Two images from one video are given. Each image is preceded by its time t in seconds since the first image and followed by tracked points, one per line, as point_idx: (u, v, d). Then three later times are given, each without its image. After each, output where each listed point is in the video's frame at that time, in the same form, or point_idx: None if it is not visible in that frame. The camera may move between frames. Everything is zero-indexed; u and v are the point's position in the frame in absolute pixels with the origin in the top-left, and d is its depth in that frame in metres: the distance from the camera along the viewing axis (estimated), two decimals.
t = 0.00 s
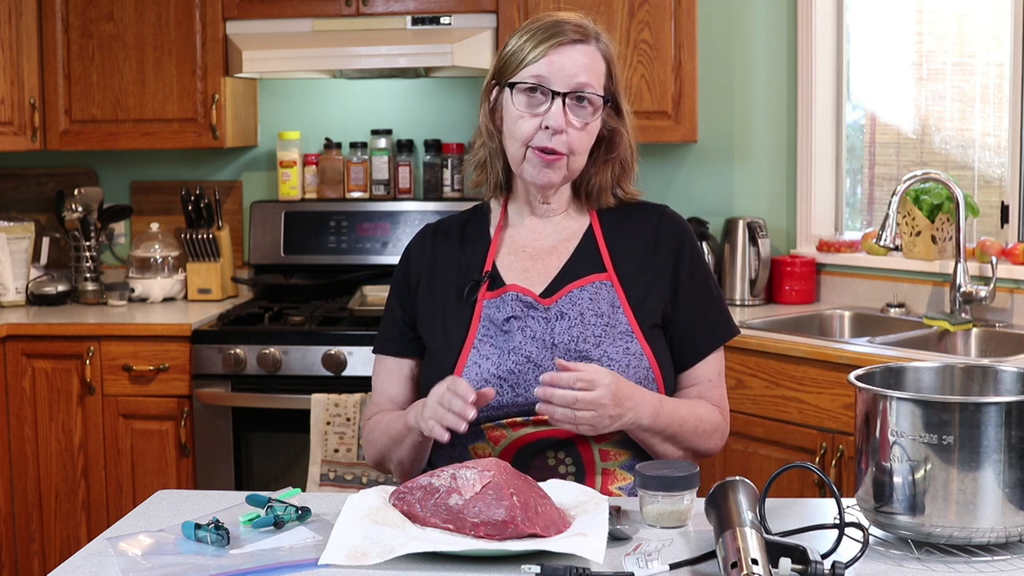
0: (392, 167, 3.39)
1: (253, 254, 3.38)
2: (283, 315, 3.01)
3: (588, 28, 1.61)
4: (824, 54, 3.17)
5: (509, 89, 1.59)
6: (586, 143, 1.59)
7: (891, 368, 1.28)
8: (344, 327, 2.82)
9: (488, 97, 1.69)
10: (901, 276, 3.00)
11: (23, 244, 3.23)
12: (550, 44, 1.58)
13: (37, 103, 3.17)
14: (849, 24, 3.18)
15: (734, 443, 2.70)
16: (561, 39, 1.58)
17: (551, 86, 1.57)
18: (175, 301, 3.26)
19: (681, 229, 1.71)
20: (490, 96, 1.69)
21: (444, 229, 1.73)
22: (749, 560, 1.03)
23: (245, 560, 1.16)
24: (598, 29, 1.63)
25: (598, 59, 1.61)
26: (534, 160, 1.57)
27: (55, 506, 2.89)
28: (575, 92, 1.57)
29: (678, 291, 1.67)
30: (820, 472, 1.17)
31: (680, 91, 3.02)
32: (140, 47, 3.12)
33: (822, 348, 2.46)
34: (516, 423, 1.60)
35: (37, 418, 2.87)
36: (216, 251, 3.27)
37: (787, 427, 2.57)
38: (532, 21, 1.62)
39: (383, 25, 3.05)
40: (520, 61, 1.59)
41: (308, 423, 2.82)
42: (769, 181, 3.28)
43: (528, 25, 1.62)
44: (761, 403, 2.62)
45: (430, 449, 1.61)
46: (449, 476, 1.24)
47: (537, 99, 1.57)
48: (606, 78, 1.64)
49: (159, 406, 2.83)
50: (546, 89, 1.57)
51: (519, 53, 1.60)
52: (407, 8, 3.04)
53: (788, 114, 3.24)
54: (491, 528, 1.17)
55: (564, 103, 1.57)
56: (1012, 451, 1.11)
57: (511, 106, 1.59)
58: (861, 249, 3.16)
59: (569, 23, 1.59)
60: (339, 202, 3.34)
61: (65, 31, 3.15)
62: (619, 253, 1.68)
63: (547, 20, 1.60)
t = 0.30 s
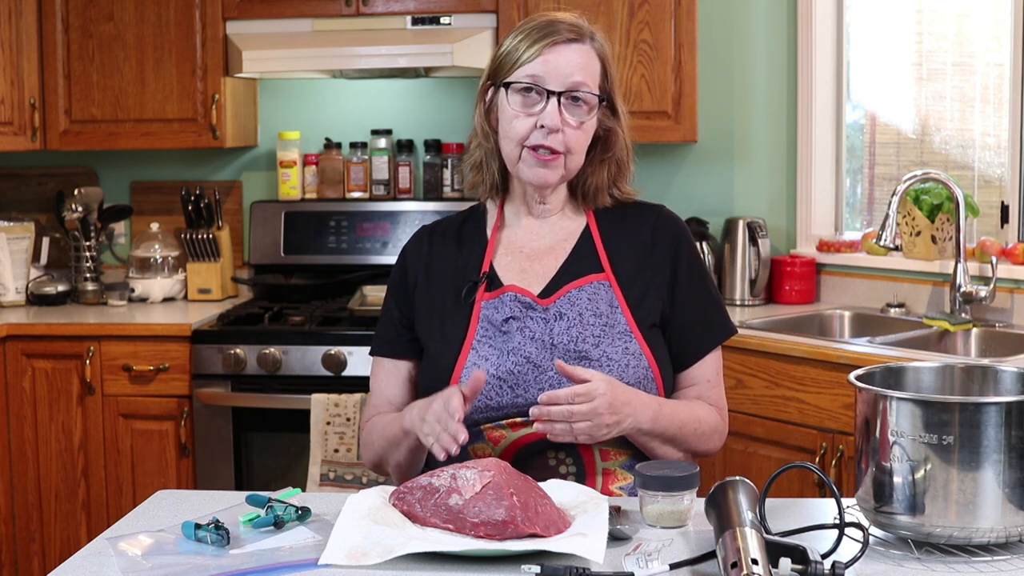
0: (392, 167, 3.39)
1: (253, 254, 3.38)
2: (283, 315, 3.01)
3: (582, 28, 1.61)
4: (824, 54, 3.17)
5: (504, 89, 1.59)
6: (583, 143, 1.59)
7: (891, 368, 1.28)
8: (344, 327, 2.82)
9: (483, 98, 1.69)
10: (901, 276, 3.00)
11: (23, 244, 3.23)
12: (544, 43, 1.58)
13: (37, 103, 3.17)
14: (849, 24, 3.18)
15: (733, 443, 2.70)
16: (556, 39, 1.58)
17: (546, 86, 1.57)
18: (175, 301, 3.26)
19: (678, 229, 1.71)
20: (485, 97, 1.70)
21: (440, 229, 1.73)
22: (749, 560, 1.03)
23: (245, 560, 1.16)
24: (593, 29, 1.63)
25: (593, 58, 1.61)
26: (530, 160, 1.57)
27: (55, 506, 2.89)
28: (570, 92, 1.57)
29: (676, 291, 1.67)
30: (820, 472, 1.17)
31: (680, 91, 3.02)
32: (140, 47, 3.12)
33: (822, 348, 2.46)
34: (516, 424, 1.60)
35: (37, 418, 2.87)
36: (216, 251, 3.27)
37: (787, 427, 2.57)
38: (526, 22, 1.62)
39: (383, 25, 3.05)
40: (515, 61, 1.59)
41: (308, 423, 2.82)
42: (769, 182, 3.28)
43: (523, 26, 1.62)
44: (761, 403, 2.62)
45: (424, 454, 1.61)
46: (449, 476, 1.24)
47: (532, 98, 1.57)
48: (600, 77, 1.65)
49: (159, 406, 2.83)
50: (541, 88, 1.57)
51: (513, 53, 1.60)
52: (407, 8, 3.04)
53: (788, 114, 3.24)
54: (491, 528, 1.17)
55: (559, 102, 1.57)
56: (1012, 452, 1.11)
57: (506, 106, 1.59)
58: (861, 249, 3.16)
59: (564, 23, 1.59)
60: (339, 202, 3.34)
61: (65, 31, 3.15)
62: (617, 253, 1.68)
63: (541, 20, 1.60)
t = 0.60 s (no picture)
0: (392, 167, 3.39)
1: (253, 254, 3.38)
2: (283, 315, 3.01)
3: (584, 28, 1.61)
4: (824, 54, 3.17)
5: (505, 88, 1.59)
6: (584, 144, 1.59)
7: (891, 368, 1.28)
8: (344, 327, 2.82)
9: (485, 97, 1.69)
10: (901, 276, 3.00)
11: (23, 244, 3.23)
12: (546, 44, 1.58)
13: (38, 103, 3.17)
14: (849, 24, 3.18)
15: (733, 443, 2.70)
16: (558, 39, 1.58)
17: (547, 87, 1.57)
18: (175, 301, 3.26)
19: (680, 230, 1.71)
20: (488, 96, 1.70)
21: (442, 228, 1.73)
22: (749, 560, 1.03)
23: (245, 560, 1.16)
24: (595, 29, 1.63)
25: (595, 59, 1.61)
26: (531, 161, 1.57)
27: (55, 506, 2.89)
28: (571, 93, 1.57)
29: (677, 291, 1.67)
30: (820, 472, 1.17)
31: (680, 91, 3.02)
32: (140, 47, 3.12)
33: (822, 348, 2.47)
34: (516, 423, 1.60)
35: (37, 418, 2.87)
36: (216, 251, 3.27)
37: (787, 427, 2.57)
38: (528, 21, 1.62)
39: (383, 25, 3.05)
40: (517, 61, 1.59)
41: (308, 423, 2.82)
42: (769, 181, 3.28)
43: (525, 25, 1.62)
44: (761, 403, 2.62)
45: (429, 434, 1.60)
46: (449, 476, 1.24)
47: (533, 99, 1.57)
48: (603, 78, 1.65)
49: (159, 406, 2.83)
50: (543, 89, 1.57)
51: (516, 53, 1.60)
52: (407, 8, 3.04)
53: (788, 114, 3.24)
54: (491, 528, 1.17)
55: (560, 103, 1.57)
56: (1012, 451, 1.11)
57: (507, 106, 1.59)
58: (861, 250, 3.16)
59: (566, 23, 1.60)
60: (339, 202, 3.34)
61: (65, 31, 3.15)
62: (618, 253, 1.68)
63: (544, 20, 1.60)
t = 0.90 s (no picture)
0: (392, 167, 3.39)
1: (253, 254, 3.38)
2: (283, 315, 3.01)
3: (593, 29, 1.61)
4: (824, 54, 3.17)
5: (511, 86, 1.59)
6: (587, 144, 1.59)
7: (891, 368, 1.28)
8: (344, 327, 2.82)
9: (490, 95, 1.69)
10: (900, 276, 3.00)
11: (24, 244, 3.23)
12: (554, 43, 1.58)
13: (37, 103, 3.17)
14: (849, 24, 3.18)
15: (733, 443, 2.70)
16: (565, 39, 1.58)
17: (554, 85, 1.57)
18: (175, 301, 3.26)
19: (681, 230, 1.71)
20: (492, 94, 1.69)
21: (444, 227, 1.73)
22: (749, 560, 1.03)
23: (245, 560, 1.16)
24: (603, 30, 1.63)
25: (602, 60, 1.61)
26: (533, 160, 1.57)
27: (54, 506, 2.89)
28: (577, 93, 1.57)
29: (678, 293, 1.67)
30: (820, 472, 1.17)
31: (680, 91, 3.02)
32: (140, 47, 3.12)
33: (822, 348, 2.47)
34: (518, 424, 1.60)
35: (37, 418, 2.87)
36: (216, 251, 3.27)
37: (787, 427, 2.57)
38: (536, 21, 1.61)
39: (383, 25, 3.05)
40: (524, 60, 1.59)
41: (308, 423, 2.82)
42: (769, 181, 3.28)
43: (532, 24, 1.62)
44: (761, 403, 2.62)
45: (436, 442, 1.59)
46: (449, 476, 1.24)
47: (539, 98, 1.57)
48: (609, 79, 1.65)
49: (159, 406, 2.83)
50: (549, 88, 1.57)
51: (523, 51, 1.60)
52: (407, 8, 3.04)
53: (788, 114, 3.24)
54: (491, 528, 1.17)
55: (566, 103, 1.57)
56: (1012, 451, 1.11)
57: (513, 104, 1.59)
58: (861, 249, 3.16)
59: (574, 23, 1.59)
60: (339, 202, 3.34)
61: (65, 31, 3.15)
62: (620, 254, 1.68)
63: (553, 19, 1.60)
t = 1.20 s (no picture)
0: (392, 167, 3.39)
1: (253, 254, 3.38)
2: (283, 315, 3.01)
3: (602, 31, 1.61)
4: (824, 54, 3.17)
5: (522, 85, 1.59)
6: (595, 146, 1.59)
7: (891, 368, 1.28)
8: (344, 327, 2.82)
9: (495, 94, 1.69)
10: (901, 276, 3.00)
11: (23, 244, 3.23)
12: (565, 44, 1.58)
13: (37, 103, 3.17)
14: (849, 24, 3.18)
15: (734, 443, 2.70)
16: (576, 41, 1.58)
17: (565, 86, 1.57)
18: (175, 301, 3.26)
19: (682, 231, 1.71)
20: (497, 92, 1.69)
21: (445, 227, 1.74)
22: (749, 560, 1.03)
23: (245, 560, 1.16)
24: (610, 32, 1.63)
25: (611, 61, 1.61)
26: (543, 160, 1.58)
27: (55, 506, 2.89)
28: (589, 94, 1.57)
29: (680, 292, 1.67)
30: (820, 472, 1.17)
31: (680, 91, 3.02)
32: (140, 47, 3.12)
33: (822, 348, 2.47)
34: (519, 424, 1.61)
35: (37, 418, 2.87)
36: (216, 251, 3.27)
37: (787, 427, 2.57)
38: (544, 22, 1.61)
39: (383, 25, 3.05)
40: (534, 61, 1.59)
41: (307, 423, 2.82)
42: (769, 181, 3.28)
43: (539, 25, 1.62)
44: (761, 403, 2.62)
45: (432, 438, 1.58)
46: (449, 476, 1.24)
47: (550, 98, 1.57)
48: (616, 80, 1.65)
49: (159, 406, 2.83)
50: (562, 90, 1.57)
51: (532, 53, 1.59)
52: (407, 8, 3.04)
53: (788, 114, 3.24)
54: (491, 528, 1.17)
55: (578, 104, 1.57)
56: (1011, 451, 1.11)
57: (523, 103, 1.59)
58: (861, 250, 3.16)
59: (582, 24, 1.59)
60: (339, 202, 3.34)
61: (65, 31, 3.15)
62: (621, 254, 1.68)
63: (562, 20, 1.60)
